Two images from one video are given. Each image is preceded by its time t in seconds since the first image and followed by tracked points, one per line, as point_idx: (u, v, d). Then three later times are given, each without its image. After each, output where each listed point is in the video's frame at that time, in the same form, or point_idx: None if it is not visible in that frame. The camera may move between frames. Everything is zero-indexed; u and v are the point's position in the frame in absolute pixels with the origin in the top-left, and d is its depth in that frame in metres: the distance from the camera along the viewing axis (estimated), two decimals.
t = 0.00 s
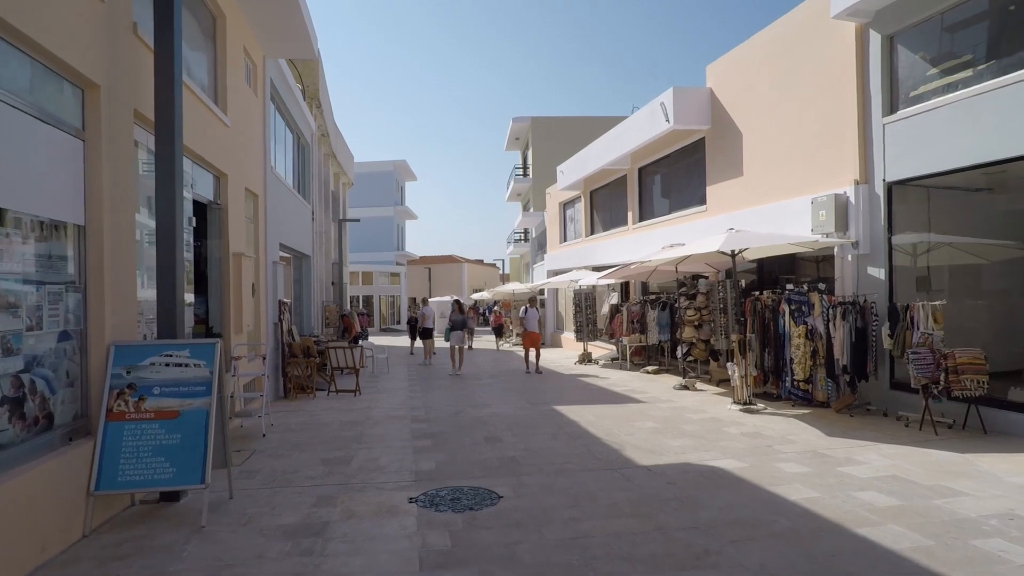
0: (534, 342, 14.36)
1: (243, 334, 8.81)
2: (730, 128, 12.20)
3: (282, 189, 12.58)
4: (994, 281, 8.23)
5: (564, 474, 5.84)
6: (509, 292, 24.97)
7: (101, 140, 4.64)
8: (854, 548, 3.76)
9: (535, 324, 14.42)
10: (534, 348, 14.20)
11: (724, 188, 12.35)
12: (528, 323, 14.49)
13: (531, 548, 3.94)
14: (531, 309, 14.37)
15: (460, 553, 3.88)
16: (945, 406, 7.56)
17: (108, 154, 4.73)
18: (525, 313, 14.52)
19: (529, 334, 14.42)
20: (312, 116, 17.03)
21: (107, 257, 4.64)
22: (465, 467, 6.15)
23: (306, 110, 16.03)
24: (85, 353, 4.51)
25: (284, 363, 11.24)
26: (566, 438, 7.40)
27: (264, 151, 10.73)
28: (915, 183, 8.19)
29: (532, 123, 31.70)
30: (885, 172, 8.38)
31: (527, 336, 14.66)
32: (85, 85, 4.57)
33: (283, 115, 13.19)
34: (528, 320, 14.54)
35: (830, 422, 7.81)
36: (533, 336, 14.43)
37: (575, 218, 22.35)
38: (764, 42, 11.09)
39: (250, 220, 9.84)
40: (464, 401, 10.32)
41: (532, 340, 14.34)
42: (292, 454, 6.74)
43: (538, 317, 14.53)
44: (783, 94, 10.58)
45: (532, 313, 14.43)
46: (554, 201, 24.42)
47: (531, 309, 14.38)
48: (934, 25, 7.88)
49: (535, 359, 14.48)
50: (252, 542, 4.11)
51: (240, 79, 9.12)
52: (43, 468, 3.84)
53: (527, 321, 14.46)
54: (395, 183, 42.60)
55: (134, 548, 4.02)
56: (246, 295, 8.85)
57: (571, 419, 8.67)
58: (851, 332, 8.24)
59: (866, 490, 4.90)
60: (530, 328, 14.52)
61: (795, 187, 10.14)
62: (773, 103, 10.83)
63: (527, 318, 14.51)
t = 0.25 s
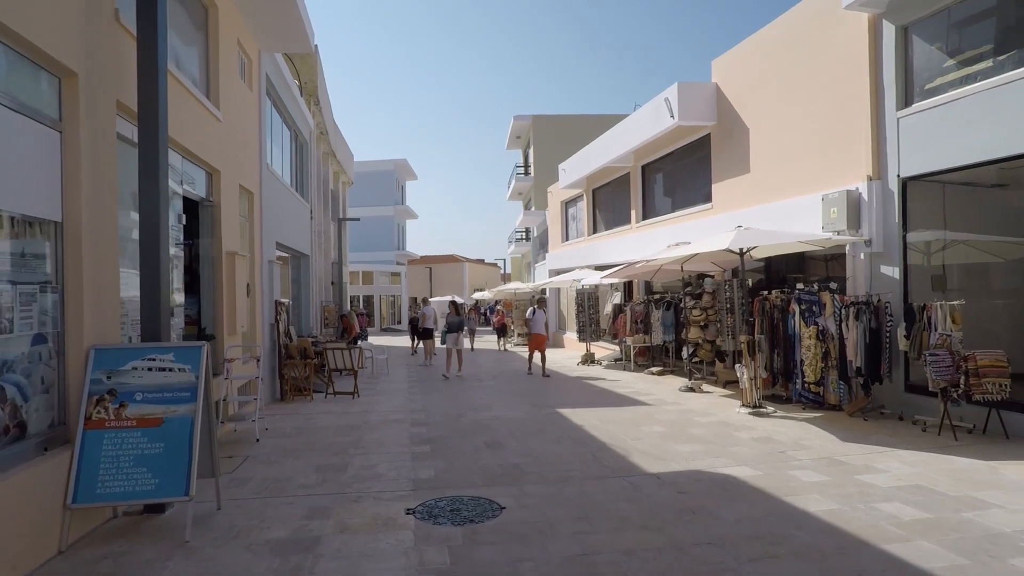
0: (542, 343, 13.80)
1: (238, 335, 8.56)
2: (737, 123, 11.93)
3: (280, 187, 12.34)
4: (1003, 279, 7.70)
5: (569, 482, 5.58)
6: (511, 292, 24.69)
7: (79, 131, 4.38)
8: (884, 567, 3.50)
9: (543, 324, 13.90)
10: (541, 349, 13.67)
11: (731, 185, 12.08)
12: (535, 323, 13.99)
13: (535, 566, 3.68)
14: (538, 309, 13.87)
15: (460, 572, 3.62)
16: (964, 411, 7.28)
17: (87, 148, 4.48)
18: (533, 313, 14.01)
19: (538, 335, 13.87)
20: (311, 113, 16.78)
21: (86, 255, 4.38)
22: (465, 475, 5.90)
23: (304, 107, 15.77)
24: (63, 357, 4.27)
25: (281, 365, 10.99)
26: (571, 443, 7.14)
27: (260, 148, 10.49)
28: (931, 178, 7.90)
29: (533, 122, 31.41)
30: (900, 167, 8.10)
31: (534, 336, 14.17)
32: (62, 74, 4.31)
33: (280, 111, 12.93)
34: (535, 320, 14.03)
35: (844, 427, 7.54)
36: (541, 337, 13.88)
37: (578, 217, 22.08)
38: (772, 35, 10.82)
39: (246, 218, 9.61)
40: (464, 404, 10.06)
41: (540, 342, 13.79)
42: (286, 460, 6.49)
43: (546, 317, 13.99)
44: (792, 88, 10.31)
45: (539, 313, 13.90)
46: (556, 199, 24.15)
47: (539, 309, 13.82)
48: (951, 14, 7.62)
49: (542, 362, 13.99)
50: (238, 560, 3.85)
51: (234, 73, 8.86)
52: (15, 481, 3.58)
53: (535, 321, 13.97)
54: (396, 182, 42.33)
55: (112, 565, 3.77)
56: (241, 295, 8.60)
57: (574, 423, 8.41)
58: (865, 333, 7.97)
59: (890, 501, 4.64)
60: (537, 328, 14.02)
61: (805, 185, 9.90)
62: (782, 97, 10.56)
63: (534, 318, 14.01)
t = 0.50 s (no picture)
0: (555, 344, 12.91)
1: (237, 337, 8.32)
2: (750, 119, 11.62)
3: (282, 185, 12.10)
4: None
5: (581, 492, 5.31)
6: (517, 292, 24.43)
7: (64, 123, 4.13)
8: None
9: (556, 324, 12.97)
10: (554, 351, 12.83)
11: (743, 183, 11.77)
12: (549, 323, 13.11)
13: None
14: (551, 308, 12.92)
15: None
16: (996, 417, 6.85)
17: (73, 141, 4.23)
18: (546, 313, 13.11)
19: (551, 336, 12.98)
20: (314, 110, 16.54)
21: (70, 254, 4.12)
22: (472, 484, 5.63)
23: (307, 105, 15.55)
24: (46, 362, 4.02)
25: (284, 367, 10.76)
26: (581, 450, 6.87)
27: (261, 145, 10.25)
28: (958, 174, 7.59)
29: (538, 120, 31.13)
30: (923, 162, 7.78)
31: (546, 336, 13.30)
32: (45, 62, 4.07)
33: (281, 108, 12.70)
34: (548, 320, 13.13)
35: (866, 432, 7.24)
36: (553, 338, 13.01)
37: (584, 216, 21.80)
38: (787, 28, 10.51)
39: (246, 216, 9.38)
40: (470, 407, 9.80)
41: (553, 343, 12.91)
42: (285, 468, 6.23)
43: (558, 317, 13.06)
44: (808, 82, 10.00)
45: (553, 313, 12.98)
46: (562, 198, 23.88)
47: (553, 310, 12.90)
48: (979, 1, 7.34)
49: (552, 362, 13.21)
50: None
51: (233, 67, 8.62)
52: None
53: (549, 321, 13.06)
54: (400, 182, 42.13)
55: None
56: (241, 295, 8.35)
57: (584, 428, 8.13)
58: (887, 335, 7.75)
59: (927, 516, 4.35)
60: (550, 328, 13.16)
61: (822, 182, 9.58)
62: (798, 92, 10.24)
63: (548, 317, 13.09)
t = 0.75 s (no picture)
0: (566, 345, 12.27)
1: (237, 335, 8.07)
2: (763, 113, 11.32)
3: (284, 181, 11.86)
4: None
5: (595, 498, 5.05)
6: (521, 291, 24.17)
7: (48, 106, 3.87)
8: None
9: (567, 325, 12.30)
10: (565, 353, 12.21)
11: (756, 178, 11.47)
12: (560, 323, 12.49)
13: None
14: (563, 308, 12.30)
15: None
16: None
17: (58, 126, 3.99)
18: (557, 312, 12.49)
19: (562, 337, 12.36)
20: (316, 106, 16.31)
21: (54, 245, 3.86)
22: (480, 489, 5.37)
23: (311, 100, 15.32)
24: (29, 361, 3.77)
25: (285, 367, 10.51)
26: (593, 453, 6.60)
27: (262, 138, 10.00)
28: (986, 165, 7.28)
29: (543, 117, 30.87)
30: (949, 154, 7.48)
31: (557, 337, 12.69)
32: (28, 41, 3.81)
33: (283, 102, 12.45)
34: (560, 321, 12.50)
35: (890, 435, 6.95)
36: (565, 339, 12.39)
37: (591, 214, 21.53)
38: (802, 18, 10.20)
39: (246, 212, 9.13)
40: (476, 408, 9.55)
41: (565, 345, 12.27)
42: (285, 471, 5.99)
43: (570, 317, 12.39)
44: (825, 73, 9.69)
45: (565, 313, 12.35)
46: (568, 196, 23.61)
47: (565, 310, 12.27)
48: None
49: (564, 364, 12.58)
50: None
51: (233, 58, 8.37)
52: None
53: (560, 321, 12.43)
54: (405, 180, 41.94)
55: None
56: (240, 292, 8.09)
57: (595, 429, 7.86)
58: (912, 333, 7.46)
59: (968, 526, 4.07)
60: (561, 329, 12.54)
61: (840, 175, 9.28)
62: (814, 83, 9.94)
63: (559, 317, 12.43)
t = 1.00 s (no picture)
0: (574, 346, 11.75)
1: (232, 336, 7.81)
2: (771, 108, 11.07)
3: (281, 178, 11.60)
4: None
5: (606, 508, 4.80)
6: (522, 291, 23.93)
7: (24, 92, 3.61)
8: None
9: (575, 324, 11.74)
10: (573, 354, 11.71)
11: (764, 174, 11.22)
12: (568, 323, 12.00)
13: None
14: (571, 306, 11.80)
15: None
16: None
17: (35, 113, 3.73)
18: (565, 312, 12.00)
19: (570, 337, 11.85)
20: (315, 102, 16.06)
21: (29, 241, 3.60)
22: (485, 498, 5.14)
23: (309, 97, 15.06)
24: (3, 364, 3.51)
25: (281, 368, 10.22)
26: (601, 458, 6.37)
27: (258, 134, 9.74)
28: (1007, 160, 7.01)
29: (543, 116, 30.61)
30: (968, 149, 7.22)
31: (564, 337, 12.22)
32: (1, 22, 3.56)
33: (280, 97, 12.19)
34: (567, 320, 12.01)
35: (908, 439, 6.72)
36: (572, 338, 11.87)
37: (593, 212, 21.29)
38: (812, 10, 9.95)
39: (241, 209, 8.88)
40: (478, 410, 9.32)
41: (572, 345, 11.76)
42: (280, 479, 5.75)
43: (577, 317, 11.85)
44: (836, 67, 9.44)
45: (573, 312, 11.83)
46: (569, 194, 23.37)
47: (572, 310, 11.73)
48: None
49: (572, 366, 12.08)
50: None
51: (228, 50, 8.12)
52: None
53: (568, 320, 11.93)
54: (404, 179, 41.69)
55: None
56: (235, 291, 7.83)
57: (602, 433, 7.61)
58: (931, 334, 7.21)
59: (1004, 540, 3.84)
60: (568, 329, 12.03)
61: (853, 171, 9.02)
62: (825, 76, 9.68)
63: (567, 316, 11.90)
